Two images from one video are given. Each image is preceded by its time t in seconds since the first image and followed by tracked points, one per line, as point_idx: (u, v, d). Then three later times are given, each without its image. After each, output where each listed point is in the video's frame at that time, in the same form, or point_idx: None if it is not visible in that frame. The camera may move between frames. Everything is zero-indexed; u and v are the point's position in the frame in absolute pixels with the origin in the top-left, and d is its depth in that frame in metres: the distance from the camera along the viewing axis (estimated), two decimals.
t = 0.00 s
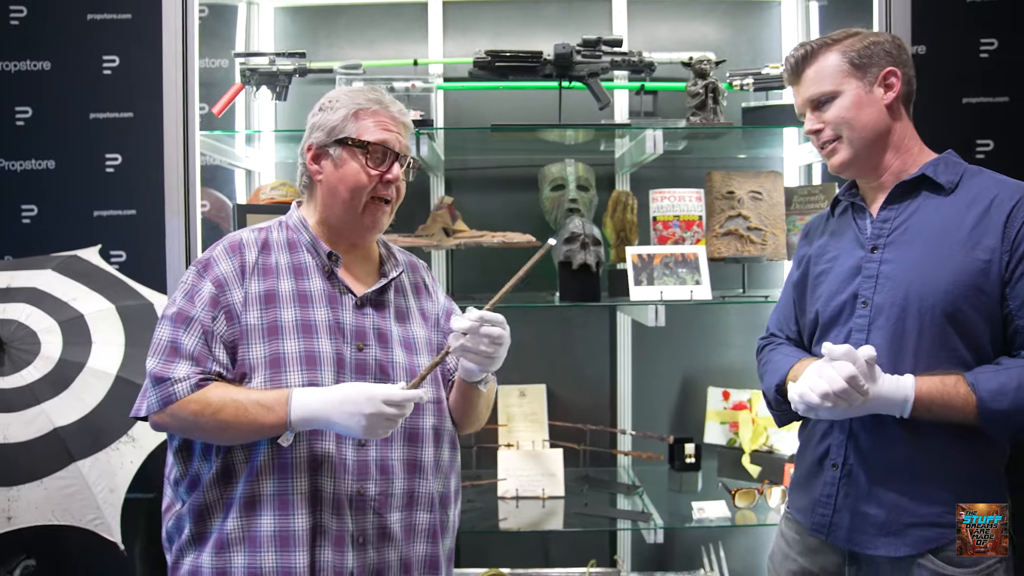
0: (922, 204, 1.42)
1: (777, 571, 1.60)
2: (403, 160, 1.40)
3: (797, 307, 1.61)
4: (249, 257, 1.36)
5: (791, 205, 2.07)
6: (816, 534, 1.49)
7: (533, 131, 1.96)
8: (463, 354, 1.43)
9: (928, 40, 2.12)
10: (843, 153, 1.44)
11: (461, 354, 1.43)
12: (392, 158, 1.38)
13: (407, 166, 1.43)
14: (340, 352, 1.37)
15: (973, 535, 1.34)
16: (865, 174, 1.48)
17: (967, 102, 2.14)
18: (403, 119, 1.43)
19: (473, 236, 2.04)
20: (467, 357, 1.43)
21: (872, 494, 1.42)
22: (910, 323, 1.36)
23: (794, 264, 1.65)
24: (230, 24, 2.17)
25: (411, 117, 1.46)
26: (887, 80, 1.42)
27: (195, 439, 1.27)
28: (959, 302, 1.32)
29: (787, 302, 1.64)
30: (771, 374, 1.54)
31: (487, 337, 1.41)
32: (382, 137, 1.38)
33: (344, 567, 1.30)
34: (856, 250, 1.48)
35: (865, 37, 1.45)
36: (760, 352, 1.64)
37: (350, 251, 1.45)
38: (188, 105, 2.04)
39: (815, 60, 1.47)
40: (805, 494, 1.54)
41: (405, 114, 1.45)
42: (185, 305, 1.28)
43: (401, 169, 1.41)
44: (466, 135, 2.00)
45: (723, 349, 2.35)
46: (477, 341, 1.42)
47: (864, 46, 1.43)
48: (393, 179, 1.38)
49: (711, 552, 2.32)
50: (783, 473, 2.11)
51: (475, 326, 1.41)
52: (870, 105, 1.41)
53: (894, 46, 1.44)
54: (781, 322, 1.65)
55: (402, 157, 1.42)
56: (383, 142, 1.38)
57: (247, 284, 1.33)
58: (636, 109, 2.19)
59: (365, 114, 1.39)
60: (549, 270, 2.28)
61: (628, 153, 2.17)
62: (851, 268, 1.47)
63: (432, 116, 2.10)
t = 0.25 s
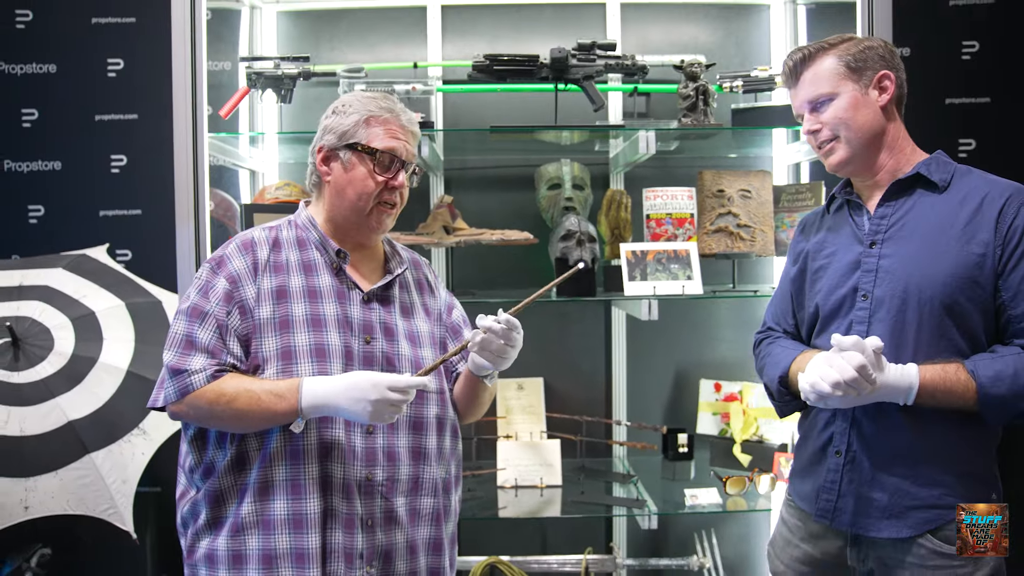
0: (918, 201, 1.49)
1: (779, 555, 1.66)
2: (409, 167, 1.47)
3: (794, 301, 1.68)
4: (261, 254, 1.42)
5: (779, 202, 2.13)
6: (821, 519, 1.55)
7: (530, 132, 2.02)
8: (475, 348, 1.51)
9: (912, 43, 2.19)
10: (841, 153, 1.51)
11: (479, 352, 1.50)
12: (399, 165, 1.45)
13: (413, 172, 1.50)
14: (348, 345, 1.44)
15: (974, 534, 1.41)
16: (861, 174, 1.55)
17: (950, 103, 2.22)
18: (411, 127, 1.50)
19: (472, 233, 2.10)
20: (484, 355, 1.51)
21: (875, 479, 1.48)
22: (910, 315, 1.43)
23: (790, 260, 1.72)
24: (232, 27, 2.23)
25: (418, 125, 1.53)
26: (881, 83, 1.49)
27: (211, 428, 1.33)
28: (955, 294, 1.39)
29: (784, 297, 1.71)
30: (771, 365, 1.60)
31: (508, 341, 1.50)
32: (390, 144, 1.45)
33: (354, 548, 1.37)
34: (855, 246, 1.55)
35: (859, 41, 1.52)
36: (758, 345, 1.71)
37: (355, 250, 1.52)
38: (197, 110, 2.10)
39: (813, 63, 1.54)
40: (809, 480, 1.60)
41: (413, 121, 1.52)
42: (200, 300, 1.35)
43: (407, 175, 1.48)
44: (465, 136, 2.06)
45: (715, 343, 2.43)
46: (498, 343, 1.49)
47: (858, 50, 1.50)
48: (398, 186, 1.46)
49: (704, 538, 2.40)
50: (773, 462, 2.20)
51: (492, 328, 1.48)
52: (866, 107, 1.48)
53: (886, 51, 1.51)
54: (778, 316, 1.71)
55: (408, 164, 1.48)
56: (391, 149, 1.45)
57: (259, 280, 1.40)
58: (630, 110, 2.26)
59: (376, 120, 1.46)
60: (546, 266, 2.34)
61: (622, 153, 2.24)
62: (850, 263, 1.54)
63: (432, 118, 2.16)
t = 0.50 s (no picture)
0: (905, 202, 1.54)
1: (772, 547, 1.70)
2: (400, 166, 1.52)
3: (786, 298, 1.74)
4: (254, 250, 1.47)
5: (757, 201, 2.20)
6: (814, 510, 1.60)
7: (516, 131, 2.08)
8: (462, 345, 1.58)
9: (886, 48, 2.26)
10: (832, 156, 1.57)
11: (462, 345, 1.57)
12: (390, 164, 1.50)
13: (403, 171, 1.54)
14: (339, 338, 1.49)
15: (974, 534, 1.47)
16: (852, 176, 1.60)
17: (924, 106, 2.29)
18: (402, 127, 1.55)
19: (458, 230, 2.15)
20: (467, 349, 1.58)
21: (866, 470, 1.53)
22: (898, 312, 1.49)
23: (780, 258, 1.78)
24: (223, 26, 2.26)
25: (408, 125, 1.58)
26: (870, 88, 1.55)
27: (205, 418, 1.38)
28: (941, 292, 1.45)
29: (777, 294, 1.77)
30: (764, 361, 1.66)
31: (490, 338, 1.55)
32: (382, 144, 1.50)
33: (344, 534, 1.42)
34: (845, 245, 1.60)
35: (849, 47, 1.57)
36: (751, 342, 1.77)
37: (346, 247, 1.57)
38: (190, 105, 2.11)
39: (804, 68, 1.59)
40: (801, 472, 1.65)
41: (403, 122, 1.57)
42: (195, 294, 1.39)
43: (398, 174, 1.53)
44: (452, 135, 2.12)
45: (695, 338, 2.49)
46: (481, 340, 1.55)
47: (848, 56, 1.55)
48: (389, 184, 1.51)
49: (683, 528, 2.46)
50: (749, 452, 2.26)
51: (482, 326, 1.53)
52: (855, 111, 1.54)
53: (875, 56, 1.56)
54: (771, 313, 1.78)
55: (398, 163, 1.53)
56: (382, 149, 1.50)
57: (252, 275, 1.44)
58: (613, 110, 2.32)
59: (368, 121, 1.51)
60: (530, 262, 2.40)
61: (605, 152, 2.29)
62: (840, 261, 1.59)
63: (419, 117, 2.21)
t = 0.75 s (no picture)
0: (906, 204, 1.57)
1: (766, 533, 1.73)
2: (394, 166, 1.55)
3: (791, 297, 1.78)
4: (252, 249, 1.49)
5: (747, 201, 2.23)
6: (814, 507, 1.63)
7: (510, 133, 2.11)
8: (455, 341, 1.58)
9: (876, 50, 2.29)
10: (834, 159, 1.60)
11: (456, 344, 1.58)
12: (384, 165, 1.53)
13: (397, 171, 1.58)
14: (334, 335, 1.52)
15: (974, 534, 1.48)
16: (853, 177, 1.63)
17: (913, 107, 2.32)
18: (396, 129, 1.58)
19: (452, 229, 2.18)
20: (461, 347, 1.59)
21: (866, 468, 1.56)
22: (897, 312, 1.52)
23: (786, 258, 1.82)
24: (219, 28, 2.29)
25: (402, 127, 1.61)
26: (872, 90, 1.57)
27: (204, 413, 1.41)
28: (940, 293, 1.47)
29: (781, 293, 1.81)
30: (767, 358, 1.70)
31: (484, 333, 1.58)
32: (376, 145, 1.53)
33: (340, 527, 1.45)
34: (847, 246, 1.63)
35: (849, 50, 1.59)
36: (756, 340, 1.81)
37: (340, 245, 1.59)
38: (187, 106, 2.13)
39: (806, 72, 1.61)
40: (802, 469, 1.68)
41: (397, 124, 1.60)
42: (194, 292, 1.42)
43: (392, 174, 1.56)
44: (446, 136, 2.14)
45: (687, 336, 2.52)
46: (475, 335, 1.57)
47: (849, 59, 1.57)
48: (383, 185, 1.54)
49: (675, 524, 2.49)
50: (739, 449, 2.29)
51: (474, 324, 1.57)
52: (857, 114, 1.56)
53: (877, 59, 1.58)
54: (776, 311, 1.81)
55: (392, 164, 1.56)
56: (376, 150, 1.53)
57: (250, 273, 1.47)
58: (604, 111, 2.35)
59: (363, 122, 1.54)
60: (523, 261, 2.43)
61: (597, 152, 2.32)
62: (842, 262, 1.62)
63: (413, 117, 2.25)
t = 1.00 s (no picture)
0: (888, 202, 1.58)
1: (750, 533, 1.75)
2: (383, 169, 1.56)
3: (774, 289, 1.79)
4: (243, 247, 1.50)
5: (738, 199, 2.24)
6: (790, 498, 1.65)
7: (502, 131, 2.12)
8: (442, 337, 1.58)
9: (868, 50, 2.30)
10: (820, 155, 1.61)
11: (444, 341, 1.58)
12: (372, 167, 1.53)
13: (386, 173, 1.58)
14: (324, 333, 1.53)
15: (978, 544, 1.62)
16: (839, 173, 1.65)
17: (904, 107, 2.33)
18: (389, 131, 1.58)
19: (444, 227, 2.19)
20: (450, 345, 1.59)
21: (838, 460, 1.58)
22: (873, 309, 1.53)
23: (770, 252, 1.83)
24: (212, 26, 2.29)
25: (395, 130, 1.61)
26: (861, 88, 1.58)
27: (193, 410, 1.41)
28: (914, 292, 1.49)
29: (765, 286, 1.82)
30: (748, 350, 1.72)
31: (470, 327, 1.58)
32: (366, 147, 1.53)
33: (329, 523, 1.46)
34: (828, 242, 1.65)
35: (840, 47, 1.60)
36: (739, 331, 1.82)
37: (328, 243, 1.60)
38: (178, 104, 2.14)
39: (796, 67, 1.63)
40: (782, 463, 1.69)
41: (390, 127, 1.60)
42: (184, 289, 1.43)
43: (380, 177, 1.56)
44: (438, 134, 2.15)
45: (679, 334, 2.53)
46: (462, 331, 1.58)
47: (840, 56, 1.58)
48: (370, 187, 1.54)
49: (666, 522, 2.51)
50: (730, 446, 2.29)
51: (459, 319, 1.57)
52: (844, 111, 1.57)
53: (868, 58, 1.59)
54: (759, 304, 1.82)
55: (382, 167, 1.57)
56: (366, 152, 1.53)
57: (240, 271, 1.48)
58: (597, 110, 2.36)
59: (354, 123, 1.54)
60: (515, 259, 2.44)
61: (589, 151, 2.32)
62: (822, 257, 1.64)
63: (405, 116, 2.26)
